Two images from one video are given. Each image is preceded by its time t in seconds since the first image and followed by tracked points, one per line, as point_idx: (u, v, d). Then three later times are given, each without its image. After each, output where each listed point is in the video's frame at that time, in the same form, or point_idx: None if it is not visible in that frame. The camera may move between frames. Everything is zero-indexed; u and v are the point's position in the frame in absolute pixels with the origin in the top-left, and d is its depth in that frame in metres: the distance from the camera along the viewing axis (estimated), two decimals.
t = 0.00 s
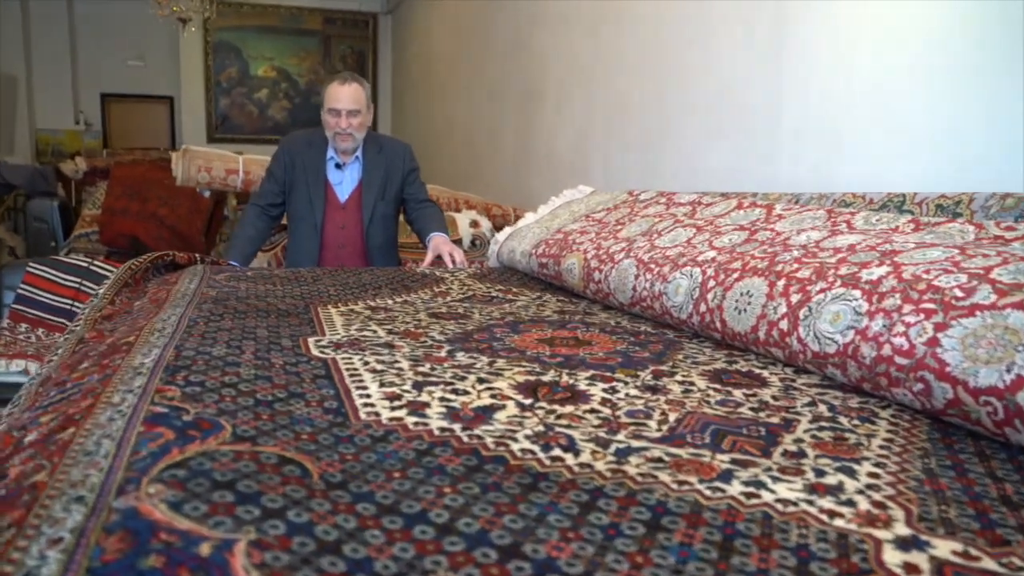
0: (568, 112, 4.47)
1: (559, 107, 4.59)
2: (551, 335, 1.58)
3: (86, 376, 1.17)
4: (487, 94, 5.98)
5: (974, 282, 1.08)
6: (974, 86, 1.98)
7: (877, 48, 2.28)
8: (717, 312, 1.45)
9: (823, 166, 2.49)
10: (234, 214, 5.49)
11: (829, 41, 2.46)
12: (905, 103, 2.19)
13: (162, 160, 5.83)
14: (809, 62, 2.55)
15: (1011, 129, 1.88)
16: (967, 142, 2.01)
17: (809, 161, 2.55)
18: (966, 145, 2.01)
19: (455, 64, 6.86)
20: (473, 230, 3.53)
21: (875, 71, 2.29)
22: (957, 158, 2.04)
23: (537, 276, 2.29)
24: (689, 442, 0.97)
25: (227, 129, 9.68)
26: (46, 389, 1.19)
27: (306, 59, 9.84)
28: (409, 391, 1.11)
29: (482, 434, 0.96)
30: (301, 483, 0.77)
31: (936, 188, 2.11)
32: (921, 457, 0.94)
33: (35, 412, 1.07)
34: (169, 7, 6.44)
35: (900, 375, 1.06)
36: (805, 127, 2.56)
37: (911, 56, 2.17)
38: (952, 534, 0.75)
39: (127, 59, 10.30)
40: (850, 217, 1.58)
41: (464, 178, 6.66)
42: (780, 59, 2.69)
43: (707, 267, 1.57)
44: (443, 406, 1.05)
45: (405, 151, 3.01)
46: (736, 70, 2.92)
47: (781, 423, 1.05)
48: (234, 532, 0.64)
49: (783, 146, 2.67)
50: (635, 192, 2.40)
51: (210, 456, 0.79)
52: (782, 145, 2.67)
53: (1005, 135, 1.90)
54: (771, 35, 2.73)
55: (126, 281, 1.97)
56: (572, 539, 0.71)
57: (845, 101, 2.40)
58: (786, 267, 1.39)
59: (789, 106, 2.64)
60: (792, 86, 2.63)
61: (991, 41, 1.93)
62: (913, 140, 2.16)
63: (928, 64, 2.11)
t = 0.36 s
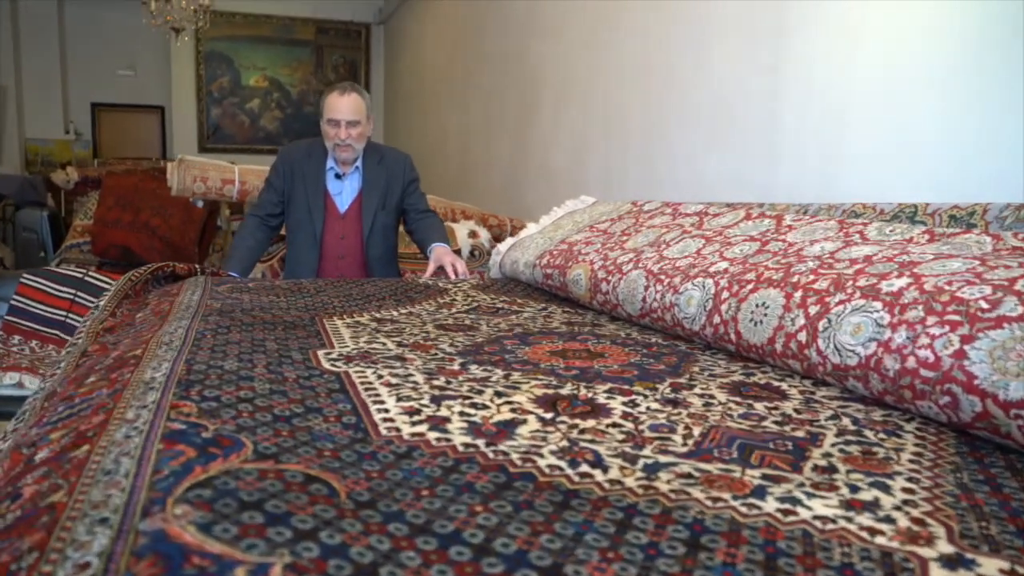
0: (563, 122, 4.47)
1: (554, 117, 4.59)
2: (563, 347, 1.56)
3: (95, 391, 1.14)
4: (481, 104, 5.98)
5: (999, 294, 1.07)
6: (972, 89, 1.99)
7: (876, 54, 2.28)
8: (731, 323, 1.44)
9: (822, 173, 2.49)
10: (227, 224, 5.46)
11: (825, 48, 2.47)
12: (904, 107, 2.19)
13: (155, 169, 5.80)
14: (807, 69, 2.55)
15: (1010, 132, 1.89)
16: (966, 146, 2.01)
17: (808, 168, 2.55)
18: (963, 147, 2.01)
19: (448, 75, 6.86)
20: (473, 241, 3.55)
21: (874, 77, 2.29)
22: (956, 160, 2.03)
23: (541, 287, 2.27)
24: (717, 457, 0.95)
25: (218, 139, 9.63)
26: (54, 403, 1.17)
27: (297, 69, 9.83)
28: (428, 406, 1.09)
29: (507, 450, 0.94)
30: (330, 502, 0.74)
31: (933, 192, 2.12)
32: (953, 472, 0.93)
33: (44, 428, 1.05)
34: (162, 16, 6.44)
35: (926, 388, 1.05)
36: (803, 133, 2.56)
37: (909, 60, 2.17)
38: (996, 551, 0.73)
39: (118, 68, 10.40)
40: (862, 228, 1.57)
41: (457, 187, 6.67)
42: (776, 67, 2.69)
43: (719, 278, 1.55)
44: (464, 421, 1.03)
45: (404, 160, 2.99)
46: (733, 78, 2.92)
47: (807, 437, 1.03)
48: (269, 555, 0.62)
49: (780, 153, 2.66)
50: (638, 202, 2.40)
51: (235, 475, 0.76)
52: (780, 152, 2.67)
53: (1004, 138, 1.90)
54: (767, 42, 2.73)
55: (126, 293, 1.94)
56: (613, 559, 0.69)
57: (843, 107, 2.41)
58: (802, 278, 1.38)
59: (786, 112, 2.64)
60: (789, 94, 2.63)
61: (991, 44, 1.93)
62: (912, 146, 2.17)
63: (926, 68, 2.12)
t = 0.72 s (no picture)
0: (542, 116, 4.47)
1: (533, 111, 4.59)
2: (563, 340, 1.56)
3: (98, 386, 1.12)
4: (458, 97, 5.96)
5: (1003, 287, 1.10)
6: (969, 87, 2.01)
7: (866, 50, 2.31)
8: (732, 317, 1.45)
9: (811, 168, 2.52)
10: (198, 217, 5.38)
11: (814, 43, 2.49)
12: (896, 104, 2.22)
13: (125, 161, 5.70)
14: (794, 64, 2.57)
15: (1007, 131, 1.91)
16: (958, 142, 2.04)
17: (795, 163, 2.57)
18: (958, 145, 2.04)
19: (423, 68, 6.83)
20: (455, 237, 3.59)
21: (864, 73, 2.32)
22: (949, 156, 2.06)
23: (531, 281, 2.27)
24: (735, 448, 0.97)
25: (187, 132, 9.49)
26: (56, 398, 1.14)
27: (268, 61, 9.79)
28: (442, 399, 1.08)
29: (528, 443, 0.94)
30: (364, 495, 0.74)
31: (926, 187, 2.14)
32: (964, 460, 0.95)
33: (50, 424, 1.02)
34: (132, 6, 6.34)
35: (933, 381, 1.07)
36: (791, 128, 2.58)
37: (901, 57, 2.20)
38: (1020, 537, 0.75)
39: (83, 58, 10.22)
40: (857, 223, 1.59)
41: (432, 181, 6.65)
42: (763, 62, 2.71)
43: (718, 271, 1.57)
44: (481, 414, 1.03)
45: (389, 153, 2.97)
46: (718, 72, 2.94)
47: (818, 427, 1.05)
48: (316, 549, 0.61)
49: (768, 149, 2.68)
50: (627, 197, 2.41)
51: (265, 469, 0.75)
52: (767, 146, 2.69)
53: (1000, 137, 1.93)
54: (753, 37, 2.76)
55: (111, 287, 1.91)
56: (653, 549, 0.69)
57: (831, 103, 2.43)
58: (803, 272, 1.39)
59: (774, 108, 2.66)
60: (776, 90, 2.65)
61: (984, 41, 1.96)
62: (902, 142, 2.20)
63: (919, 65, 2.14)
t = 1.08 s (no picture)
0: (520, 114, 4.48)
1: (510, 109, 4.60)
2: (560, 340, 1.58)
3: (103, 386, 1.10)
4: (432, 94, 5.94)
5: (998, 293, 1.13)
6: (968, 87, 2.06)
7: (856, 53, 2.36)
8: (728, 319, 1.47)
9: (795, 171, 2.57)
10: (167, 212, 5.30)
11: (803, 44, 2.53)
12: (889, 106, 2.26)
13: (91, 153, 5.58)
14: (780, 66, 2.62)
15: (1009, 134, 1.96)
16: (955, 143, 2.09)
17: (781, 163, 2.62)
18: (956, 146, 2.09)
19: (396, 64, 6.81)
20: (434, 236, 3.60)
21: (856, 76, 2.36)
22: (947, 157, 2.11)
23: (518, 281, 2.28)
24: (746, 448, 0.98)
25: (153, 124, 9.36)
26: (57, 398, 1.12)
27: (236, 53, 9.70)
28: (454, 400, 1.09)
29: (546, 445, 0.94)
30: (397, 498, 0.74)
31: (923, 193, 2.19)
32: (967, 461, 0.98)
33: (56, 425, 1.01)
34: None
35: (932, 383, 1.10)
36: (777, 131, 2.63)
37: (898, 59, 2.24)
38: None
39: (45, 47, 10.00)
40: (846, 227, 1.63)
41: (405, 179, 6.63)
42: (749, 63, 2.76)
43: (713, 274, 1.59)
44: (494, 415, 1.04)
45: (371, 150, 2.95)
46: (703, 73, 2.99)
47: (823, 428, 1.07)
48: (363, 553, 0.61)
49: (756, 151, 2.72)
50: (613, 198, 2.44)
51: (296, 472, 0.75)
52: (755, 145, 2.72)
53: (1002, 139, 1.97)
54: (736, 39, 2.82)
55: (95, 284, 1.87)
56: (687, 549, 0.70)
57: (817, 104, 2.48)
58: (799, 275, 1.42)
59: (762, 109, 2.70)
60: (761, 93, 2.70)
61: (983, 42, 2.01)
62: (895, 144, 2.25)
63: (914, 66, 2.19)
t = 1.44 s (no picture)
0: (498, 110, 4.49)
1: (489, 105, 4.60)
2: (556, 336, 1.59)
3: (105, 382, 1.08)
4: (410, 89, 5.92)
5: (992, 291, 1.17)
6: (955, 87, 2.10)
7: (841, 54, 2.40)
8: (722, 315, 1.49)
9: (777, 167, 2.61)
10: (139, 203, 5.23)
11: (786, 44, 2.57)
12: (876, 106, 2.30)
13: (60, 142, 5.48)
14: (764, 66, 2.66)
15: (1000, 136, 2.01)
16: (942, 143, 2.14)
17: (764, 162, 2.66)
18: (944, 144, 2.13)
19: (371, 58, 6.77)
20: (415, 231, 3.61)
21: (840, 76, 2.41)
22: (936, 156, 2.15)
23: (506, 276, 2.29)
24: (753, 442, 1.00)
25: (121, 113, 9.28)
26: (56, 393, 1.10)
27: (207, 43, 9.62)
28: (461, 396, 1.09)
29: (558, 439, 0.95)
30: (422, 494, 0.74)
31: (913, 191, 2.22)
32: (966, 454, 1.01)
33: (60, 421, 0.99)
34: None
35: (928, 378, 1.13)
36: (760, 131, 2.67)
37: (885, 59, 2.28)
38: None
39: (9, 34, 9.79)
40: (836, 224, 1.66)
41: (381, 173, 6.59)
42: (732, 61, 2.79)
43: (706, 270, 1.61)
44: (503, 410, 1.04)
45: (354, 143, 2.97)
46: (685, 72, 3.02)
47: (824, 423, 1.10)
48: (399, 549, 0.61)
49: (739, 150, 2.76)
50: (599, 194, 2.46)
51: (320, 469, 0.75)
52: (739, 143, 2.76)
53: (993, 142, 2.02)
54: (718, 36, 2.86)
55: (80, 278, 1.84)
56: (711, 542, 0.72)
57: (800, 103, 2.52)
58: (793, 272, 1.45)
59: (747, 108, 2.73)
60: (744, 92, 2.75)
61: (972, 43, 2.06)
62: (884, 141, 2.28)
63: (901, 66, 2.23)
